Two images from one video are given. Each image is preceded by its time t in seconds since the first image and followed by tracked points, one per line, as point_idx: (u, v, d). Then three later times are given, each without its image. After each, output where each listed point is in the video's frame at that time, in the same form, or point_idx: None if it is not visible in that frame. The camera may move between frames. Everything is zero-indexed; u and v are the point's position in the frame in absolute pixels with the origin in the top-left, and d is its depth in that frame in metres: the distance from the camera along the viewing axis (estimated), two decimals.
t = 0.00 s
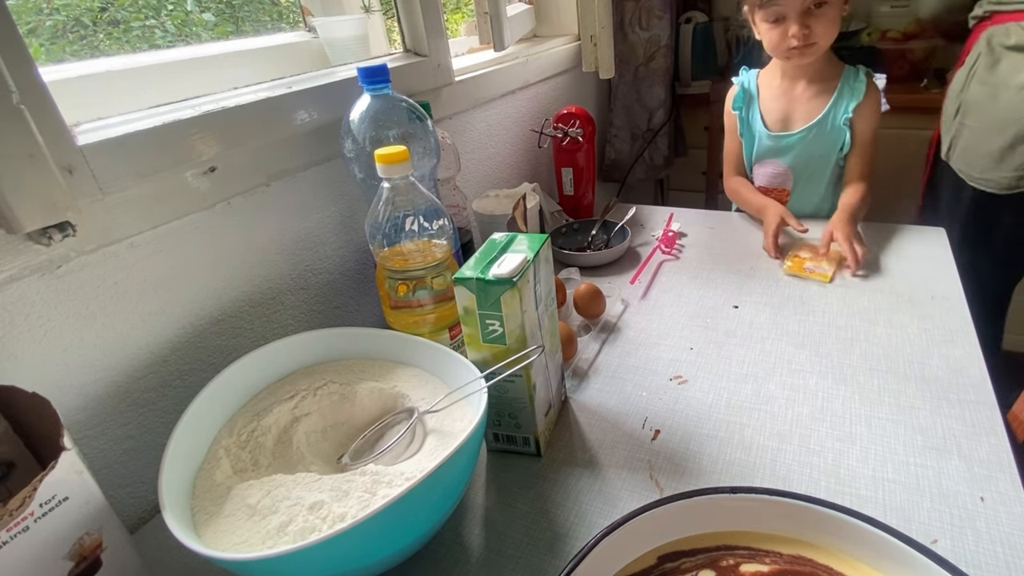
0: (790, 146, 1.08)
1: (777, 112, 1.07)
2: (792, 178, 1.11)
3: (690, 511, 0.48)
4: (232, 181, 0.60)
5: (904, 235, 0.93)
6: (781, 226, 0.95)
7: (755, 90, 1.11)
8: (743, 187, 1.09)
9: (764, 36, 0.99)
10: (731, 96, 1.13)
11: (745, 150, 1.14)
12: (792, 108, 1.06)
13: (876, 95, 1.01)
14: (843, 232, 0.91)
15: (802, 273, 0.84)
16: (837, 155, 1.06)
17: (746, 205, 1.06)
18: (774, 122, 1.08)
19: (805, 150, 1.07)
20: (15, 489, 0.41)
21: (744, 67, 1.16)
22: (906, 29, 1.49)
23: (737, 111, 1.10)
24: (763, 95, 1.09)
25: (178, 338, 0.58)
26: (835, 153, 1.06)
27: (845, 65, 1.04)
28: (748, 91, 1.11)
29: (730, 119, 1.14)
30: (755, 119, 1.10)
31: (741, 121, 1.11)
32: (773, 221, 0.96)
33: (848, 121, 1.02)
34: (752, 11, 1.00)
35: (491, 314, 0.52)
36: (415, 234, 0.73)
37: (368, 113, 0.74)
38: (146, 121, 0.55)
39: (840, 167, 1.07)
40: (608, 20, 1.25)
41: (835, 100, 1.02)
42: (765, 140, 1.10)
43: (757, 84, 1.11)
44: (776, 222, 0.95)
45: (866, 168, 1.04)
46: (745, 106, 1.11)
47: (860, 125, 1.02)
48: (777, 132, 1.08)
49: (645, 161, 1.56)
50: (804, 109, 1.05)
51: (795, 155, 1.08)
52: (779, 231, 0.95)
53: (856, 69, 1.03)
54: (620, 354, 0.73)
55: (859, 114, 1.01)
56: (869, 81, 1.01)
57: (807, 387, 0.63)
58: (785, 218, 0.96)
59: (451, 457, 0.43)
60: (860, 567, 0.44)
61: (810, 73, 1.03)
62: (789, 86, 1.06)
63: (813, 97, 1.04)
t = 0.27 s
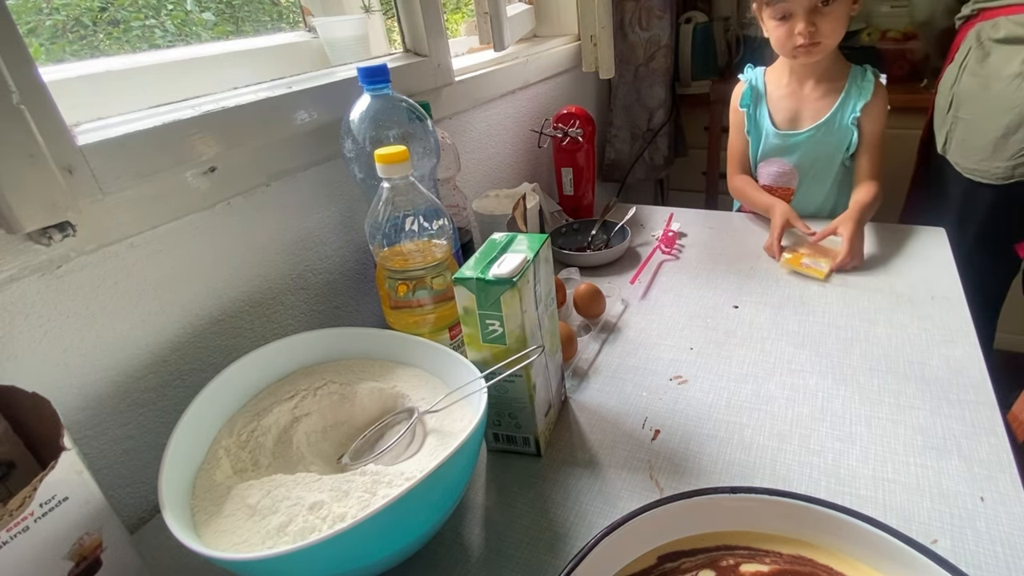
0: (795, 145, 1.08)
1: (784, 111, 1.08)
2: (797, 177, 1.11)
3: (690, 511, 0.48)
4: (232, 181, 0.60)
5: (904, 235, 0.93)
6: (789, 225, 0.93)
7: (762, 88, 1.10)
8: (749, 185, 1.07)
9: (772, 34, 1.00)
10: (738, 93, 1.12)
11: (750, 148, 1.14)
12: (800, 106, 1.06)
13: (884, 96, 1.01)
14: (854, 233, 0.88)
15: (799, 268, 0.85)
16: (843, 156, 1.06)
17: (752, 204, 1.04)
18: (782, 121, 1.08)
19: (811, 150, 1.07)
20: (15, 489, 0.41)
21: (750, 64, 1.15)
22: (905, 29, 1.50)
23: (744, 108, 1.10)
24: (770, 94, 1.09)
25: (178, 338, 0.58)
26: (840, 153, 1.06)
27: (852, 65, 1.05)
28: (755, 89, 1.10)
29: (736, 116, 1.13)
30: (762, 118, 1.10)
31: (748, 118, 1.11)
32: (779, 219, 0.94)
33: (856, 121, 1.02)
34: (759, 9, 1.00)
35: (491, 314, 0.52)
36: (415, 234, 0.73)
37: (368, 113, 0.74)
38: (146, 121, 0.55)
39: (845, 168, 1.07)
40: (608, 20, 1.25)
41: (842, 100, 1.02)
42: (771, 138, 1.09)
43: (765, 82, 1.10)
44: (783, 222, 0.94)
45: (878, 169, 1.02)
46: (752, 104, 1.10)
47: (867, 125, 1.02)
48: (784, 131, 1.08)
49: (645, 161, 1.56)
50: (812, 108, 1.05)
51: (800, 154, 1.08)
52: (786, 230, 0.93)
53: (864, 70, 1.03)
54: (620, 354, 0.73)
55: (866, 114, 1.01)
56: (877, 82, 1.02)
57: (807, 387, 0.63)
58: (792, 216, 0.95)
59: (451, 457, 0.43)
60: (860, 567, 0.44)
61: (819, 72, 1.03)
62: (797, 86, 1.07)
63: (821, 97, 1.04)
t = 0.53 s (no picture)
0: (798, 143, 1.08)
1: (789, 108, 1.08)
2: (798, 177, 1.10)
3: (690, 511, 0.48)
4: (232, 181, 0.60)
5: (904, 235, 0.93)
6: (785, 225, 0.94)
7: (768, 84, 1.10)
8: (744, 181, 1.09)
9: (780, 30, 1.00)
10: (744, 88, 1.12)
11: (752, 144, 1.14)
12: (806, 105, 1.06)
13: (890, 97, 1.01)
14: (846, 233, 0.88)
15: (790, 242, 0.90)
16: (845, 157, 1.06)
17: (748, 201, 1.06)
18: (786, 118, 1.08)
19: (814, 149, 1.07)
20: (15, 489, 0.41)
21: (756, 60, 1.15)
22: (905, 29, 1.49)
23: (749, 103, 1.10)
24: (776, 90, 1.09)
25: (178, 337, 0.58)
26: (842, 154, 1.06)
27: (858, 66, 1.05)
28: (761, 84, 1.11)
29: (741, 111, 1.13)
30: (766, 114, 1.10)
31: (752, 113, 1.11)
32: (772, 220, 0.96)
33: (860, 121, 1.02)
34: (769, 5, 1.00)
35: (491, 314, 0.52)
36: (415, 234, 0.73)
37: (368, 113, 0.74)
38: (146, 121, 0.55)
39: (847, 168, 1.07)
40: (608, 20, 1.25)
41: (848, 99, 1.02)
42: (774, 135, 1.09)
43: (771, 79, 1.11)
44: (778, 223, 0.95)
45: (883, 171, 1.02)
46: (757, 99, 1.11)
47: (872, 126, 1.02)
48: (788, 128, 1.08)
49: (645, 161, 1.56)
50: (818, 106, 1.05)
51: (803, 152, 1.08)
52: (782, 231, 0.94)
53: (870, 70, 1.03)
54: (620, 354, 0.73)
55: (871, 114, 1.01)
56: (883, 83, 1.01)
57: (807, 387, 0.63)
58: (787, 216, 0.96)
59: (451, 457, 0.43)
60: (860, 567, 0.44)
61: (825, 70, 1.03)
62: (804, 84, 1.06)
63: (827, 95, 1.04)
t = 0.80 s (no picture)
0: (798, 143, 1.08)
1: (790, 108, 1.08)
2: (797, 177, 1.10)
3: (690, 511, 0.48)
4: (232, 181, 0.60)
5: (904, 235, 0.93)
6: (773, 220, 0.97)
7: (769, 83, 1.11)
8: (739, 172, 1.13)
9: (786, 30, 1.00)
10: (745, 86, 1.13)
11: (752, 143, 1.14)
12: (807, 107, 1.06)
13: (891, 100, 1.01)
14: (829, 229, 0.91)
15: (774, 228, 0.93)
16: (845, 159, 1.06)
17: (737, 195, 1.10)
18: (786, 119, 1.09)
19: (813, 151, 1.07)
20: (15, 489, 0.41)
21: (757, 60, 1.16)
22: (905, 29, 1.49)
23: (748, 101, 1.11)
24: (777, 90, 1.10)
25: (178, 337, 0.58)
26: (843, 156, 1.06)
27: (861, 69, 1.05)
28: (762, 83, 1.11)
29: (740, 110, 1.14)
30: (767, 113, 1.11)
31: (751, 112, 1.12)
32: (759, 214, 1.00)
33: (861, 125, 1.02)
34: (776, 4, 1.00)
35: (491, 314, 0.52)
36: (415, 234, 0.73)
37: (368, 113, 0.74)
38: (146, 121, 0.55)
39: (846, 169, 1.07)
40: (608, 20, 1.25)
41: (849, 102, 1.02)
42: (773, 135, 1.10)
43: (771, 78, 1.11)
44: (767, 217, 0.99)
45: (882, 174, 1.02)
46: (757, 98, 1.11)
47: (873, 129, 1.02)
48: (788, 129, 1.08)
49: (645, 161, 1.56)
50: (818, 108, 1.05)
51: (803, 153, 1.08)
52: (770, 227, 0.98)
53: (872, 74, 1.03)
54: (620, 354, 0.73)
55: (872, 117, 1.01)
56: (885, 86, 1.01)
57: (807, 387, 0.63)
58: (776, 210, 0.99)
59: (451, 457, 0.43)
60: (860, 567, 0.44)
61: (828, 72, 1.04)
62: (805, 85, 1.07)
63: (828, 97, 1.04)
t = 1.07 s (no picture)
0: (802, 149, 1.08)
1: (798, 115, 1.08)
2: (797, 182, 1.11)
3: (690, 511, 0.48)
4: (232, 181, 0.60)
5: (905, 235, 0.93)
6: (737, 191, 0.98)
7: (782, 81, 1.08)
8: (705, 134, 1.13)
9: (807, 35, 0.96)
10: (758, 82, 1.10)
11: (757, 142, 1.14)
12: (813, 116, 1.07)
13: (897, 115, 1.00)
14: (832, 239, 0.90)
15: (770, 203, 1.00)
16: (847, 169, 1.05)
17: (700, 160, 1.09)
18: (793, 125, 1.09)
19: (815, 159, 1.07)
20: (15, 489, 0.41)
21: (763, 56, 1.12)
22: (906, 30, 1.48)
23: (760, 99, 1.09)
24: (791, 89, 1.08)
25: (178, 337, 0.58)
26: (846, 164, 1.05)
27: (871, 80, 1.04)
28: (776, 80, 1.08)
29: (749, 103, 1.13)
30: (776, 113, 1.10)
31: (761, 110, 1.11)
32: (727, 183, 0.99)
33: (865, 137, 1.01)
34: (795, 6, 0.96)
35: (491, 314, 0.52)
36: (415, 234, 0.73)
37: (368, 113, 0.74)
38: (146, 121, 0.55)
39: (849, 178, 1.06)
40: (608, 20, 1.26)
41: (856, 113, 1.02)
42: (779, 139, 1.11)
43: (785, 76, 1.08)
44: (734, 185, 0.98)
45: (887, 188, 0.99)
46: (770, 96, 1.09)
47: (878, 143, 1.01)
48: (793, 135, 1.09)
49: (645, 161, 1.57)
50: (823, 119, 1.06)
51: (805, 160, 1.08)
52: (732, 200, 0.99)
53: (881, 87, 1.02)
54: (620, 354, 0.73)
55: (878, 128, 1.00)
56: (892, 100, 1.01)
57: (807, 387, 0.63)
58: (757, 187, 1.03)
59: (451, 457, 0.43)
60: (860, 567, 0.44)
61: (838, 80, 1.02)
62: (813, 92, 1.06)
63: (833, 109, 1.04)
